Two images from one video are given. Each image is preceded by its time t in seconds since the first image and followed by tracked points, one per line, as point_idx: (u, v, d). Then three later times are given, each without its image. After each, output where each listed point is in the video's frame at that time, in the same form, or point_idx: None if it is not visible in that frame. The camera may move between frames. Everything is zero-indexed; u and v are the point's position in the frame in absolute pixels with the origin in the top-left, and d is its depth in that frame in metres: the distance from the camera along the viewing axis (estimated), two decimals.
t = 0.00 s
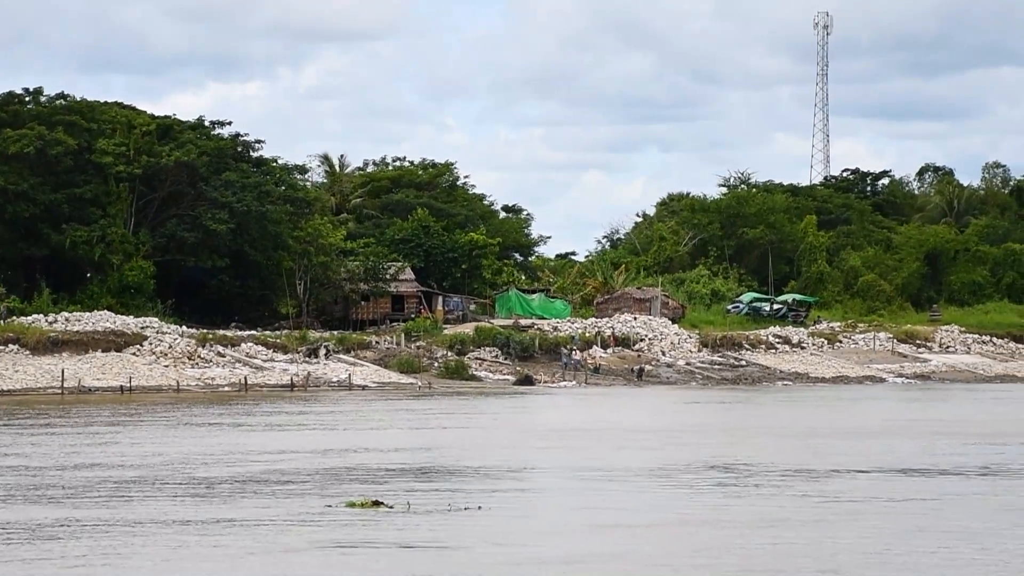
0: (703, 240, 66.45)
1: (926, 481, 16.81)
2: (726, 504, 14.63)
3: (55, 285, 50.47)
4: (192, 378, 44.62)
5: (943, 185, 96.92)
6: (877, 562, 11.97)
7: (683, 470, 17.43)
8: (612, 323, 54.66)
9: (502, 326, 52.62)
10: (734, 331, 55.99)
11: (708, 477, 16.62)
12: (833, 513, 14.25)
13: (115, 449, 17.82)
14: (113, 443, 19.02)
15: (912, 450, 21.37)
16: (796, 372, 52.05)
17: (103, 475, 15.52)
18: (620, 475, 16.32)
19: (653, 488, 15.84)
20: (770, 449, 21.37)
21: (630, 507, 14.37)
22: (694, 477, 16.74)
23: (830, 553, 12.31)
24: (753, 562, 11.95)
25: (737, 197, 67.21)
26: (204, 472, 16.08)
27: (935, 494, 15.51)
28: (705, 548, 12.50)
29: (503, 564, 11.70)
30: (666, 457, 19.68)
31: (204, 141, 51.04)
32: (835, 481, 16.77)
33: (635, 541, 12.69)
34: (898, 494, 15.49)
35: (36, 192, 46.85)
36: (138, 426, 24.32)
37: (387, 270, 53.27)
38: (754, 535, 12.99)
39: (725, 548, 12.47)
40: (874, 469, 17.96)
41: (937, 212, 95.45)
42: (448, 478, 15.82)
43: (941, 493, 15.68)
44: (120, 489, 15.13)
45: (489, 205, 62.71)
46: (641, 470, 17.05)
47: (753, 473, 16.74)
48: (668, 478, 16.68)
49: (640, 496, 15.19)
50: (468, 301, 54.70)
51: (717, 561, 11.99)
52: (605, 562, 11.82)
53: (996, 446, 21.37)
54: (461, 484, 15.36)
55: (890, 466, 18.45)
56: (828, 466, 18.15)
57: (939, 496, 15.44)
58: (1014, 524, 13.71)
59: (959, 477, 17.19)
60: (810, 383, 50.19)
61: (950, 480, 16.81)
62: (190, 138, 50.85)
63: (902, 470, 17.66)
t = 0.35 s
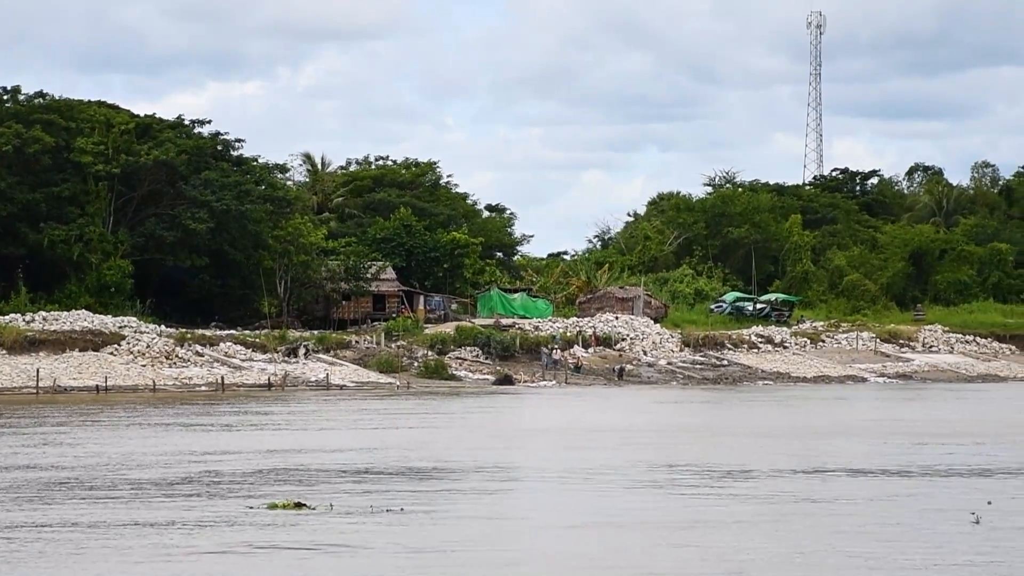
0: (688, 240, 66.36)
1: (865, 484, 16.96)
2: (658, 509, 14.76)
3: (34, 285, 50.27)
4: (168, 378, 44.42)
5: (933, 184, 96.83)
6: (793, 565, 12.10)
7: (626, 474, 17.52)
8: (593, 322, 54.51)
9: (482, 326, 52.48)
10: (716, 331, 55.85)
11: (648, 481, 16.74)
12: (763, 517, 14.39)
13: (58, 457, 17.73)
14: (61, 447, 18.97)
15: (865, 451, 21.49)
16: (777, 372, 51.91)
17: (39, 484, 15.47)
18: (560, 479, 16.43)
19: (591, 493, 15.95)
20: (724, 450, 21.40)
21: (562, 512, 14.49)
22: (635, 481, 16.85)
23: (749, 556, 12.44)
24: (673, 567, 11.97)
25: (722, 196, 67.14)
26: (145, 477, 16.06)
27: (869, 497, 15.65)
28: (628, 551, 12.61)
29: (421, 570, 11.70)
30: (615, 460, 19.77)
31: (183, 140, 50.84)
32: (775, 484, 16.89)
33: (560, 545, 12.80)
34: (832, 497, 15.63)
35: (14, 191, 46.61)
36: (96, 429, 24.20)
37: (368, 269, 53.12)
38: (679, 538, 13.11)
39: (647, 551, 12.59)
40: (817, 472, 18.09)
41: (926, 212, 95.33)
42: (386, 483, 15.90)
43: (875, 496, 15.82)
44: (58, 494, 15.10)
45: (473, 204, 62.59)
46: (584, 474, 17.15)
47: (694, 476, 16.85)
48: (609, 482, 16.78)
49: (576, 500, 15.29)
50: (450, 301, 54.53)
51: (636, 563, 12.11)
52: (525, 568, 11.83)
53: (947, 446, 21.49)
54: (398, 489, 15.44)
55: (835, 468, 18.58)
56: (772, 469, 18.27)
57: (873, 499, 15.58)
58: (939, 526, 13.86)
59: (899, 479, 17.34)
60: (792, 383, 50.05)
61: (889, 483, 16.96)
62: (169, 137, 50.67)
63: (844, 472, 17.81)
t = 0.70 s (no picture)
0: (673, 239, 66.23)
1: (807, 489, 17.07)
2: (593, 515, 14.93)
3: (11, 283, 50.03)
4: (145, 378, 44.19)
5: (922, 183, 96.73)
6: (715, 571, 12.25)
7: (573, 479, 17.61)
8: (574, 322, 54.42)
9: (463, 325, 52.38)
10: (698, 331, 55.75)
11: (591, 487, 16.87)
12: (697, 523, 14.51)
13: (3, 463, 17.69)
14: (9, 451, 18.95)
15: (817, 453, 21.61)
16: (758, 371, 51.80)
17: None
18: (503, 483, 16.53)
19: (533, 498, 16.04)
20: (680, 454, 21.43)
21: (498, 518, 14.61)
22: (579, 486, 16.96)
23: (672, 563, 12.55)
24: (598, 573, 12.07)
25: (707, 195, 67.01)
26: (86, 485, 16.07)
27: (807, 502, 15.76)
28: (555, 558, 12.78)
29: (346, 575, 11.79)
30: (567, 463, 19.84)
31: (162, 138, 50.63)
32: (717, 489, 17.01)
33: (486, 551, 12.94)
34: (769, 502, 15.76)
35: None
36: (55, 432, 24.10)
37: (349, 268, 52.96)
38: (606, 545, 13.24)
39: (572, 557, 12.71)
40: (763, 475, 18.19)
41: (915, 211, 95.20)
42: (328, 490, 15.99)
43: (814, 501, 15.93)
44: None
45: (456, 203, 62.49)
46: (530, 478, 17.27)
47: (636, 482, 16.96)
48: (553, 486, 16.92)
49: (514, 506, 15.41)
50: (431, 300, 54.35)
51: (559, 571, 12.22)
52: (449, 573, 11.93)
53: (901, 448, 21.60)
54: (337, 495, 15.54)
55: (782, 472, 18.68)
56: (719, 472, 18.36)
57: (809, 503, 15.72)
58: (867, 532, 14.00)
59: (842, 484, 17.47)
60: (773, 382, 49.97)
61: (832, 489, 17.07)
62: (148, 135, 50.45)
63: (789, 476, 17.92)
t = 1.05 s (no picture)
0: (658, 239, 66.11)
1: (755, 490, 17.01)
2: (527, 516, 14.98)
3: None
4: (122, 378, 43.94)
5: (911, 183, 96.59)
6: (636, 571, 12.29)
7: (520, 481, 17.56)
8: (556, 321, 54.32)
9: (444, 324, 52.26)
10: (681, 330, 55.61)
11: (533, 489, 16.91)
12: (633, 525, 14.47)
13: None
14: None
15: (773, 454, 21.60)
16: (740, 371, 51.68)
17: None
18: (447, 486, 16.48)
19: (476, 501, 15.98)
20: (638, 455, 21.34)
21: (433, 521, 14.55)
22: (524, 489, 16.90)
23: (597, 566, 12.53)
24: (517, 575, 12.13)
25: (692, 195, 66.90)
26: (24, 489, 16.00)
27: (750, 504, 15.72)
28: (480, 558, 12.81)
29: None
30: (522, 465, 19.78)
31: (142, 137, 50.46)
32: (664, 490, 16.95)
33: (413, 553, 12.89)
34: (713, 505, 15.70)
35: None
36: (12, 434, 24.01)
37: (330, 267, 52.80)
38: (536, 548, 13.19)
39: (499, 560, 12.66)
40: (714, 477, 18.13)
41: (905, 210, 95.03)
42: (268, 493, 15.95)
43: (759, 502, 15.88)
44: None
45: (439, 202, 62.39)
46: (476, 481, 17.21)
47: (583, 484, 16.89)
48: (498, 490, 16.86)
49: (451, 507, 15.46)
50: (413, 300, 54.19)
51: (483, 574, 12.17)
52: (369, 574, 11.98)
53: (861, 449, 21.54)
54: (275, 499, 15.50)
55: (735, 474, 18.62)
56: (670, 473, 18.29)
57: (753, 505, 15.66)
58: (805, 534, 13.95)
59: (792, 486, 17.40)
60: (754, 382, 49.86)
61: (780, 490, 17.01)
62: (128, 134, 50.26)
63: (740, 478, 17.85)
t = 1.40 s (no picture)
0: (643, 238, 66.02)
1: (703, 492, 16.86)
2: (463, 516, 14.99)
3: None
4: (99, 377, 43.76)
5: (901, 183, 96.51)
6: (559, 572, 12.29)
7: (467, 484, 17.41)
8: (537, 321, 54.21)
9: (426, 324, 52.16)
10: (664, 330, 55.54)
11: (476, 490, 16.89)
12: (567, 528, 14.32)
13: None
14: None
15: (729, 454, 21.55)
16: (722, 371, 51.55)
17: None
18: (389, 489, 16.32)
19: (416, 502, 15.90)
20: (596, 459, 21.20)
21: (365, 524, 14.40)
22: (468, 492, 16.75)
23: (521, 567, 12.52)
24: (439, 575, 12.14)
25: (678, 194, 66.82)
26: None
27: (693, 507, 15.57)
28: (405, 557, 12.81)
29: None
30: (475, 467, 19.63)
31: (122, 136, 50.27)
32: (610, 493, 16.80)
33: (333, 556, 12.75)
34: (654, 508, 15.54)
35: None
36: None
37: (311, 267, 52.67)
38: (460, 552, 13.03)
39: (419, 562, 12.52)
40: (664, 480, 17.98)
41: (895, 210, 94.91)
42: (206, 497, 15.81)
43: (701, 504, 15.72)
44: None
45: (423, 202, 62.30)
46: (421, 483, 17.05)
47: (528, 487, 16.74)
48: (443, 492, 16.71)
49: (388, 507, 15.47)
50: (395, 299, 54.10)
51: (405, 573, 12.17)
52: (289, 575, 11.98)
53: (820, 450, 21.40)
54: (209, 503, 15.36)
55: (687, 476, 18.47)
56: (620, 476, 18.13)
57: (695, 508, 15.50)
58: (739, 538, 13.78)
59: (741, 488, 17.24)
60: (735, 382, 49.79)
61: (727, 492, 16.86)
62: (107, 133, 50.03)
63: (690, 481, 17.70)
